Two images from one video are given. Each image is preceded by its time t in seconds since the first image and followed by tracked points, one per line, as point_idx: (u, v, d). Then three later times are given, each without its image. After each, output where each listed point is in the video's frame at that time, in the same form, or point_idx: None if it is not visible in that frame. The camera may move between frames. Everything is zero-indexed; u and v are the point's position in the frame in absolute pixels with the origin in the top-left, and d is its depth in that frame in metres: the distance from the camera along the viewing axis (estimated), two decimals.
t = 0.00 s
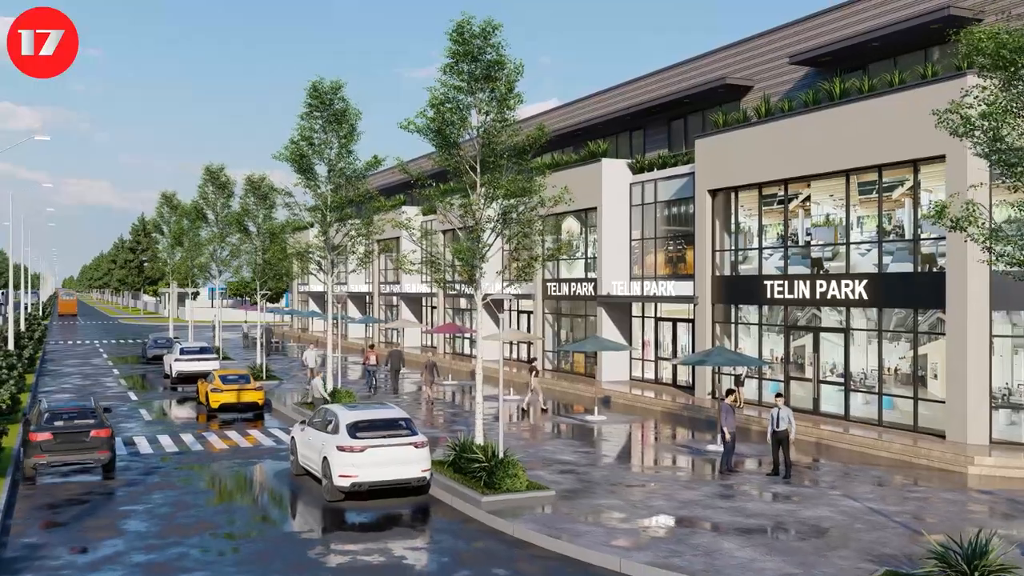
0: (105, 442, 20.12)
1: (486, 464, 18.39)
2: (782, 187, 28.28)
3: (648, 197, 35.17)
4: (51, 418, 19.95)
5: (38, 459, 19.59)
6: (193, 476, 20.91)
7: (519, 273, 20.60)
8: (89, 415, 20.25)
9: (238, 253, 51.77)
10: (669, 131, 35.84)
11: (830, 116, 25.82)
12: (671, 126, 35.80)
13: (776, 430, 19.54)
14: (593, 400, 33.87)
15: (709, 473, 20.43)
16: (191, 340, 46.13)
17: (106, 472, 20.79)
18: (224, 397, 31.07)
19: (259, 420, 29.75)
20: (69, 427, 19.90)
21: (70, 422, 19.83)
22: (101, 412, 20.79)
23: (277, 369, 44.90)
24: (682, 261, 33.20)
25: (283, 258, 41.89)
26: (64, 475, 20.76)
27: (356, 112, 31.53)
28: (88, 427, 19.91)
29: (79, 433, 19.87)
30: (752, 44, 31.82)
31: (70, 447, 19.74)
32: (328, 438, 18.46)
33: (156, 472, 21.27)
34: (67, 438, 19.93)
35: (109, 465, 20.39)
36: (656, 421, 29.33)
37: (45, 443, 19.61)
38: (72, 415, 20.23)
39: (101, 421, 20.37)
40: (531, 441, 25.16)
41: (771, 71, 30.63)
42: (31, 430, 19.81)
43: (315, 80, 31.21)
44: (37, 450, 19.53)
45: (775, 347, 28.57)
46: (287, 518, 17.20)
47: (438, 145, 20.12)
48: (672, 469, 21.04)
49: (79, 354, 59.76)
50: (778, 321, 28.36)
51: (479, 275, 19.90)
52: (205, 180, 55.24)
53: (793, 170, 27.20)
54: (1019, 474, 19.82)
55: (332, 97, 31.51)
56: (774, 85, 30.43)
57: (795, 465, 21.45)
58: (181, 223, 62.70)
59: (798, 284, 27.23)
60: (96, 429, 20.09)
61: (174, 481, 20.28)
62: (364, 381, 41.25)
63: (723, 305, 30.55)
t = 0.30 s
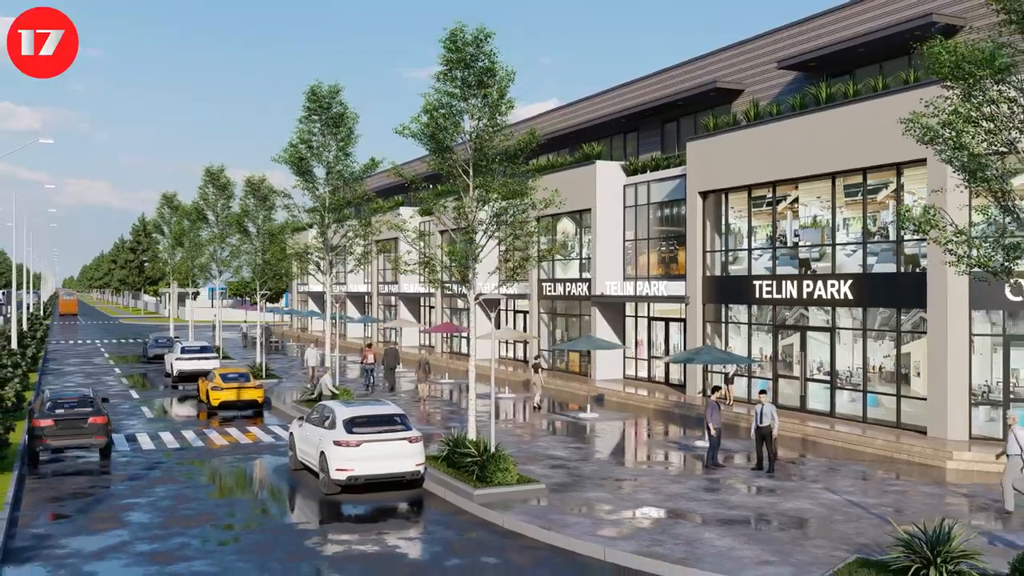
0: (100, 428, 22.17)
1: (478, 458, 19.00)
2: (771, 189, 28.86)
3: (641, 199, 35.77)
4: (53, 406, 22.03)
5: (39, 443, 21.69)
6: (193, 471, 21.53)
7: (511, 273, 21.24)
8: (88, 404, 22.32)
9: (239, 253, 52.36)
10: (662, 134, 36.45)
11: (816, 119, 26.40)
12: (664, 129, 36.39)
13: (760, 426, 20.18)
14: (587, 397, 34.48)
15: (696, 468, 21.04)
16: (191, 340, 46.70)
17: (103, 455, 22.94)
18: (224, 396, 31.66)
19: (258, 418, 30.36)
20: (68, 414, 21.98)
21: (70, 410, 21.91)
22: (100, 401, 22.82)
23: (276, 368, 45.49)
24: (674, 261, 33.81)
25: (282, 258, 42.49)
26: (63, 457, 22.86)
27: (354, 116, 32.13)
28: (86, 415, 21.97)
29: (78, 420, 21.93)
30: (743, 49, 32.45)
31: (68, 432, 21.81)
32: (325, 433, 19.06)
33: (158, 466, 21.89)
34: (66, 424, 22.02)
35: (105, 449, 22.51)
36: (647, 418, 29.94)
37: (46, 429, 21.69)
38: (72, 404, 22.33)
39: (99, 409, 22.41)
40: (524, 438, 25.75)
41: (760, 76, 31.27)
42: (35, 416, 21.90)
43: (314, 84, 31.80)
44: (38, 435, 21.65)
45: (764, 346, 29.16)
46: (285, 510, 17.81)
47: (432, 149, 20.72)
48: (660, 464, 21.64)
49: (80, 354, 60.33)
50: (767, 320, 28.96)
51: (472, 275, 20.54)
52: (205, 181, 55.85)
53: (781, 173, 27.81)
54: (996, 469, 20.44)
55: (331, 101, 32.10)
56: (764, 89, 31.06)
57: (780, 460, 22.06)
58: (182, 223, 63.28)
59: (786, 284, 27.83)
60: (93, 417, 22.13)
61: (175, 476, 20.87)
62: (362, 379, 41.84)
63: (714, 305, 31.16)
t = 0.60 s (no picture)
0: (99, 417, 23.95)
1: (471, 453, 19.56)
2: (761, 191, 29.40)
3: (635, 200, 36.34)
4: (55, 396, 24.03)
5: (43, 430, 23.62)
6: (193, 467, 22.07)
7: (504, 273, 21.83)
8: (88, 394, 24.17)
9: (239, 253, 52.91)
10: (656, 136, 37.02)
11: (804, 123, 26.93)
12: (657, 132, 36.94)
13: (746, 422, 20.74)
14: (582, 395, 35.05)
15: (684, 464, 21.60)
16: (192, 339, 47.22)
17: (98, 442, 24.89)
18: (224, 394, 32.23)
19: (258, 416, 30.93)
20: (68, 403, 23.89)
21: (70, 399, 23.81)
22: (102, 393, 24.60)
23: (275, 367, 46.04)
24: (667, 261, 34.38)
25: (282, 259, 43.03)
26: (58, 444, 24.64)
27: (351, 119, 32.67)
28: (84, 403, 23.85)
29: (76, 408, 23.81)
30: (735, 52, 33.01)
31: (68, 419, 23.71)
32: (323, 429, 19.61)
33: (160, 462, 22.43)
34: (67, 413, 23.91)
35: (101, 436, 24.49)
36: (640, 416, 30.51)
37: (48, 416, 23.64)
38: (73, 395, 24.27)
39: (98, 399, 24.22)
40: (518, 435, 26.30)
41: (751, 80, 31.84)
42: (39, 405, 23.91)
43: (313, 87, 32.34)
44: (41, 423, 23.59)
45: (754, 345, 29.73)
46: (284, 504, 18.35)
47: (427, 153, 21.28)
48: (650, 460, 22.20)
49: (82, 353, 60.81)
50: (756, 319, 29.53)
51: (465, 275, 21.13)
52: (206, 182, 56.39)
53: (770, 175, 28.34)
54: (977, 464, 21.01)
55: (329, 104, 32.65)
56: (755, 93, 31.64)
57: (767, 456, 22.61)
58: (182, 224, 63.80)
59: (775, 284, 28.38)
60: (92, 406, 23.96)
61: (176, 471, 21.41)
62: (360, 378, 42.39)
63: (706, 305, 31.71)
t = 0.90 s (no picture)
0: (99, 407, 25.93)
1: (466, 450, 19.97)
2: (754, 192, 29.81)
3: (630, 201, 36.75)
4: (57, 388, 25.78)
5: (46, 420, 25.30)
6: (193, 463, 22.52)
7: (498, 273, 22.24)
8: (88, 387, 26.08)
9: (239, 253, 53.34)
10: (651, 138, 37.44)
11: (795, 125, 27.32)
12: (653, 133, 37.33)
13: (736, 420, 21.15)
14: (578, 394, 35.46)
15: (676, 460, 22.02)
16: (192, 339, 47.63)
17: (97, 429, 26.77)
18: (224, 392, 32.67)
19: (258, 414, 31.36)
20: (71, 395, 25.68)
21: (73, 390, 25.64)
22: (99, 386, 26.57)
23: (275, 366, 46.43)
24: (662, 262, 34.80)
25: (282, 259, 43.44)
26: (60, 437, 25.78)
27: (350, 121, 33.11)
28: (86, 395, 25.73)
29: (79, 399, 25.65)
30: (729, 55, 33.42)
31: (71, 410, 25.49)
32: (321, 426, 20.02)
33: (161, 459, 22.86)
34: (69, 404, 25.70)
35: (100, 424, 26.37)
36: (634, 414, 30.93)
37: (52, 407, 25.35)
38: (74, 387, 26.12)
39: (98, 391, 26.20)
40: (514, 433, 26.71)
41: (745, 83, 32.27)
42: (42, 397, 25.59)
43: (312, 90, 32.76)
44: (45, 413, 25.27)
45: (747, 344, 30.13)
46: (283, 499, 18.79)
47: (423, 155, 21.70)
48: (643, 457, 22.62)
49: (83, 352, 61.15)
50: (749, 318, 29.94)
51: (460, 275, 21.54)
52: (206, 183, 56.81)
53: (763, 177, 28.74)
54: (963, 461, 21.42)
55: (328, 106, 33.06)
56: (748, 95, 32.05)
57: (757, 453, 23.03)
58: (183, 224, 64.19)
59: (767, 284, 28.79)
60: (93, 397, 25.91)
61: (177, 468, 21.85)
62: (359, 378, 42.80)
63: (700, 304, 32.12)
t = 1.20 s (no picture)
0: (98, 400, 27.16)
1: (463, 448, 20.24)
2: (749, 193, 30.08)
3: (627, 202, 37.02)
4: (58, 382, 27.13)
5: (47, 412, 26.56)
6: (194, 461, 22.81)
7: (495, 273, 22.51)
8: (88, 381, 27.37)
9: (239, 253, 53.60)
10: (648, 139, 37.70)
11: (790, 126, 27.58)
12: (650, 134, 37.57)
13: (730, 418, 21.41)
14: (575, 393, 35.72)
15: (671, 458, 22.29)
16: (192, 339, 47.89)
17: (98, 426, 27.66)
18: (225, 391, 32.91)
19: (258, 413, 31.62)
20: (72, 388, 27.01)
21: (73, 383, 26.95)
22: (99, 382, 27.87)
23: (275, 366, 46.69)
24: (659, 262, 35.08)
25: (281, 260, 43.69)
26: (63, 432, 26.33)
27: (348, 122, 33.39)
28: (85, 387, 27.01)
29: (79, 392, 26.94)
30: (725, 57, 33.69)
31: (71, 402, 26.77)
32: (319, 424, 20.29)
33: (162, 457, 23.14)
34: (70, 397, 27.00)
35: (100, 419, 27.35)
36: (631, 413, 31.20)
37: (53, 399, 26.65)
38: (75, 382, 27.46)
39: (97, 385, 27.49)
40: (511, 432, 26.97)
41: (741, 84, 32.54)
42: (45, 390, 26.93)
43: (311, 92, 33.01)
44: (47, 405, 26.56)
45: (742, 343, 30.41)
46: (282, 496, 19.06)
47: (421, 157, 21.96)
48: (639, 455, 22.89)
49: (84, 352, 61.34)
50: (745, 318, 30.21)
51: (457, 275, 21.81)
52: (207, 183, 57.09)
53: (758, 178, 29.00)
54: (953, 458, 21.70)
55: (327, 107, 33.33)
56: (744, 97, 32.33)
57: (751, 451, 23.32)
58: (183, 224, 64.44)
59: (762, 284, 29.06)
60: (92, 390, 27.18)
61: (178, 466, 22.13)
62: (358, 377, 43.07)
63: (696, 304, 32.39)
